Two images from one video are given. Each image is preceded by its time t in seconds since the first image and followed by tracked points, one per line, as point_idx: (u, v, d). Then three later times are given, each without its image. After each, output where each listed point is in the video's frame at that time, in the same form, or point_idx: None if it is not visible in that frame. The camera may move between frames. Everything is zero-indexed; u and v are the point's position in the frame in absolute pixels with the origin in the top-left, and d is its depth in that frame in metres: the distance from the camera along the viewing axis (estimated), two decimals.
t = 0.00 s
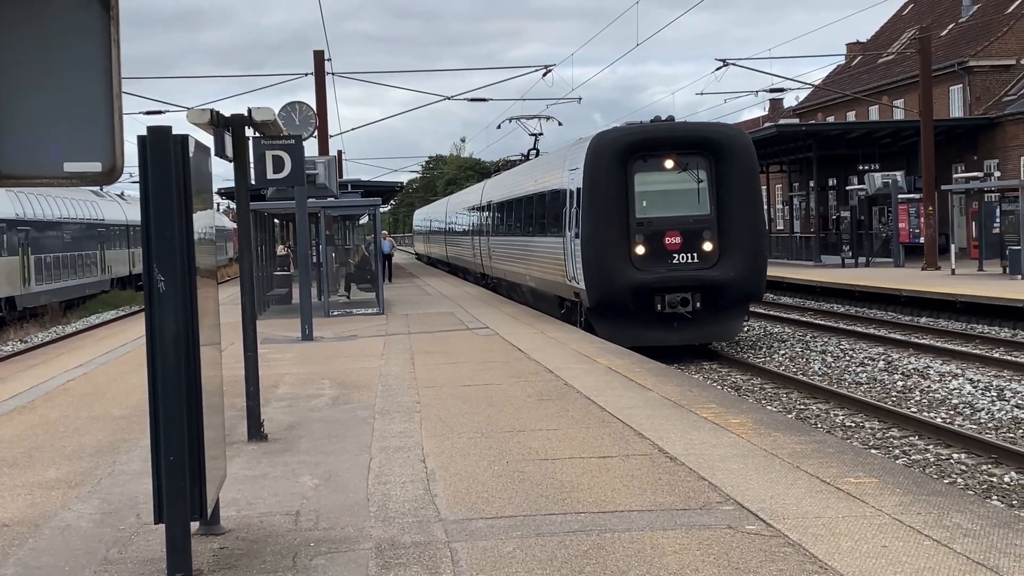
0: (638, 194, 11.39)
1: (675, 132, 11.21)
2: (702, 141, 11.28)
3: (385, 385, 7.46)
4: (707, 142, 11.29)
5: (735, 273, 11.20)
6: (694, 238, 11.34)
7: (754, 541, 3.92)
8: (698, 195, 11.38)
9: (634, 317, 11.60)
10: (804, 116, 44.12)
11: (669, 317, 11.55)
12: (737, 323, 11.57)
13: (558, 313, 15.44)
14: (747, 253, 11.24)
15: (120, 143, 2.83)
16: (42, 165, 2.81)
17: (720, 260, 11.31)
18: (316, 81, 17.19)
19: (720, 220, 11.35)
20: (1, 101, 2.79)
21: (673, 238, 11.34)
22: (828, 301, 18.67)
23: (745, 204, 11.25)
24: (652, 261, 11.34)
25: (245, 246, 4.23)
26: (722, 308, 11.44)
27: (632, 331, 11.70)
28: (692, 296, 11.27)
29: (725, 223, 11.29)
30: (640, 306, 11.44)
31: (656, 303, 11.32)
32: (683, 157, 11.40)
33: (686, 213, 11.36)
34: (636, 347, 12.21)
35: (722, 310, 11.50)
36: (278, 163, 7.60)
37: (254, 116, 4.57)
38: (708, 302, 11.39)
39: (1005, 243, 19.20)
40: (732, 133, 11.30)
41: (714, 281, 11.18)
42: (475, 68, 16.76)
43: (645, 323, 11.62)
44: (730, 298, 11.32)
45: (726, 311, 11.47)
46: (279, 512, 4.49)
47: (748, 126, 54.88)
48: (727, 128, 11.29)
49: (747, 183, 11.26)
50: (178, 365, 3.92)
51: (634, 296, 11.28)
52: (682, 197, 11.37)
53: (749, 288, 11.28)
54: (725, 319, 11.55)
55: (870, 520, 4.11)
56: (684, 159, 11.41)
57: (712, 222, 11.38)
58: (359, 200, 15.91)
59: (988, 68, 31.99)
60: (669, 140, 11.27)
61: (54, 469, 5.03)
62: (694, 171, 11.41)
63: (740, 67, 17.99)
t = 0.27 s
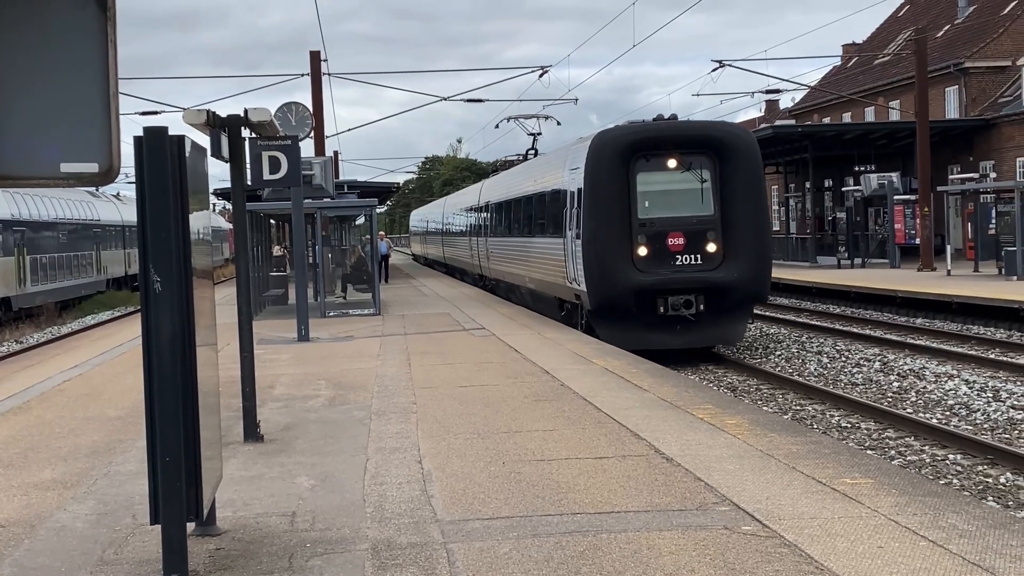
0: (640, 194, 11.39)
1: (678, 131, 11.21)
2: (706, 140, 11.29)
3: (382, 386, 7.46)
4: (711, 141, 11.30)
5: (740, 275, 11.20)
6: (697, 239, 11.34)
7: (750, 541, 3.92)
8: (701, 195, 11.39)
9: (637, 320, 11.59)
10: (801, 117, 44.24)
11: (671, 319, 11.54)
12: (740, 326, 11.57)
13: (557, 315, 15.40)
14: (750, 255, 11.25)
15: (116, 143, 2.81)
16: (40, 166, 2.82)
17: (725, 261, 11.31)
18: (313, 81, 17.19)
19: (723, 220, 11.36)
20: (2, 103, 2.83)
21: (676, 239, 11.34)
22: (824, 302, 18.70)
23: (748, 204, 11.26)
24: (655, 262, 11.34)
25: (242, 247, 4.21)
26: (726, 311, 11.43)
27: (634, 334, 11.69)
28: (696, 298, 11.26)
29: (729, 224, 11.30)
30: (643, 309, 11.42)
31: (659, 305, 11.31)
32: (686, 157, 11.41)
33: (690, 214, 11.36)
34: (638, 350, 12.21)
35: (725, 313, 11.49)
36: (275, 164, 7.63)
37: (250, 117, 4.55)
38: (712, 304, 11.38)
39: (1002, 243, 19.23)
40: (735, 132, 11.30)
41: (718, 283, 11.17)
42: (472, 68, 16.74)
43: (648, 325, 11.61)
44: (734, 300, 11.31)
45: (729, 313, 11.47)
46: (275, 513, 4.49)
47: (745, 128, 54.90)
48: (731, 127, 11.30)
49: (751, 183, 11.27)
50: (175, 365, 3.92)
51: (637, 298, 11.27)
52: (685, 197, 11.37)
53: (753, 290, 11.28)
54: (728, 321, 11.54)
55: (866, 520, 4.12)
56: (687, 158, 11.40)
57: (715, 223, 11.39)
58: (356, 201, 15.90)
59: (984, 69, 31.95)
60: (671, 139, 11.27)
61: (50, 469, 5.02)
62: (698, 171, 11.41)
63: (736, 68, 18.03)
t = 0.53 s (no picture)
0: (643, 194, 11.38)
1: (682, 129, 11.20)
2: (712, 138, 11.27)
3: (379, 387, 7.45)
4: (717, 139, 11.28)
5: (746, 276, 11.21)
6: (701, 240, 11.34)
7: (747, 541, 3.93)
8: (705, 195, 11.40)
9: (640, 322, 11.59)
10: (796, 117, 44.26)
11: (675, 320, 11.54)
12: (744, 328, 11.56)
13: (557, 316, 15.38)
14: (755, 255, 11.25)
15: (112, 144, 2.93)
16: (38, 167, 2.91)
17: (730, 261, 11.32)
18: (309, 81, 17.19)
19: (728, 220, 11.35)
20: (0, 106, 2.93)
21: (679, 239, 11.34)
22: (821, 302, 18.73)
23: (753, 204, 11.26)
24: (658, 263, 11.34)
25: (238, 247, 4.21)
26: (730, 312, 11.43)
27: (637, 335, 11.69)
28: (700, 299, 11.25)
29: (734, 224, 11.30)
30: (646, 311, 11.41)
31: (662, 306, 11.30)
32: (689, 155, 11.41)
33: (693, 214, 11.37)
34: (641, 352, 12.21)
35: (729, 314, 11.49)
36: (270, 163, 7.69)
37: (246, 117, 4.55)
38: (716, 305, 11.38)
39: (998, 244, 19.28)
40: (740, 130, 11.26)
41: (724, 284, 11.17)
42: (470, 69, 16.75)
43: (651, 327, 11.61)
44: (740, 302, 11.31)
45: (733, 315, 11.46)
46: (272, 513, 4.49)
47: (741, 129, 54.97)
48: (736, 125, 11.28)
49: (755, 182, 11.27)
50: (172, 367, 3.93)
51: (641, 299, 11.26)
52: (689, 197, 11.37)
53: (758, 291, 11.27)
54: (732, 323, 11.53)
55: (862, 520, 4.13)
56: (692, 156, 11.41)
57: (719, 223, 11.39)
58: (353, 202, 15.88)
59: (980, 70, 32.05)
60: (675, 138, 11.27)
61: (46, 470, 5.02)
62: (702, 170, 11.42)
63: (732, 68, 18.07)
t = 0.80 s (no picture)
0: (642, 196, 11.55)
1: (680, 133, 11.36)
2: (710, 141, 11.43)
3: (381, 382, 7.61)
4: (714, 143, 11.44)
5: (742, 277, 11.32)
6: (699, 241, 11.51)
7: (734, 531, 4.09)
8: (702, 197, 11.55)
9: (638, 322, 11.76)
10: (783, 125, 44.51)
11: (673, 321, 11.71)
12: (741, 328, 11.72)
13: (556, 316, 15.51)
14: (752, 257, 11.39)
15: (126, 147, 3.00)
16: (44, 167, 2.94)
17: (727, 263, 11.48)
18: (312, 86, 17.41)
19: (725, 222, 11.51)
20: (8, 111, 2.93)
21: (677, 241, 11.50)
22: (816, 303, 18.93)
23: (750, 206, 11.40)
24: (657, 264, 11.49)
25: (246, 248, 4.37)
26: (727, 313, 11.58)
27: (636, 336, 11.86)
28: (697, 300, 11.41)
29: (731, 226, 11.45)
30: (644, 312, 11.58)
31: (661, 307, 11.46)
32: (687, 158, 11.57)
33: (691, 215, 11.52)
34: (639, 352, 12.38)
35: (727, 315, 11.64)
36: (276, 168, 7.71)
37: (253, 123, 4.70)
38: (713, 306, 11.53)
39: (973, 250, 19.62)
40: (738, 133, 11.42)
41: (721, 284, 11.33)
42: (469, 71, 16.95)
43: (650, 327, 11.78)
44: (737, 304, 11.47)
45: (730, 316, 11.62)
46: (278, 503, 4.66)
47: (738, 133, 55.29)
48: (733, 128, 11.42)
49: (752, 185, 11.42)
50: (179, 363, 4.09)
51: (639, 300, 11.42)
52: (687, 199, 11.53)
53: (754, 292, 11.42)
54: (729, 324, 11.70)
55: (844, 510, 4.30)
56: (689, 159, 11.56)
57: (717, 225, 11.54)
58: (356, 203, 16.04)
59: (959, 78, 32.23)
60: (673, 141, 11.43)
61: (61, 461, 5.19)
62: (699, 173, 11.57)
63: (719, 75, 18.79)
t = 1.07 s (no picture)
0: (630, 205, 12.14)
1: (665, 146, 11.94)
2: (691, 155, 12.03)
3: (394, 370, 8.19)
4: (695, 155, 12.03)
5: (720, 278, 11.91)
6: (682, 246, 12.10)
7: (704, 500, 4.67)
8: (686, 206, 12.13)
9: (627, 319, 12.38)
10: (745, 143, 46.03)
11: (659, 319, 12.32)
12: (720, 325, 12.33)
13: (552, 313, 16.10)
14: (732, 260, 11.97)
15: (171, 159, 2.88)
16: (100, 184, 2.82)
17: (707, 266, 12.06)
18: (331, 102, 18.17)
19: (706, 229, 12.12)
20: (54, 124, 2.81)
21: (662, 245, 12.08)
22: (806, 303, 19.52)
23: (730, 214, 11.97)
24: (644, 267, 12.06)
25: (275, 250, 4.96)
26: (708, 311, 12.19)
27: (624, 332, 12.47)
28: (681, 299, 12.03)
29: (712, 232, 12.04)
30: (632, 310, 12.17)
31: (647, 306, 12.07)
32: (671, 171, 12.14)
33: (676, 222, 12.10)
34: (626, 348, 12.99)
35: (708, 313, 12.26)
36: (302, 180, 8.36)
37: (283, 141, 5.28)
38: (696, 305, 12.13)
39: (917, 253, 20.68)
40: (718, 149, 12.03)
41: (702, 285, 11.89)
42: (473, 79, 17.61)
43: (638, 324, 12.38)
44: (715, 302, 12.05)
45: (711, 313, 12.23)
46: (303, 476, 5.25)
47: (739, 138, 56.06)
48: (713, 143, 12.02)
49: (732, 195, 12.00)
50: (217, 353, 4.64)
51: (628, 300, 12.02)
52: (672, 207, 12.09)
53: (734, 293, 12.00)
54: (710, 321, 12.31)
55: (802, 482, 4.88)
56: (673, 172, 12.14)
57: (698, 231, 12.14)
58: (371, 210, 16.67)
59: (904, 104, 34.89)
60: (659, 154, 12.01)
61: (112, 439, 5.80)
62: (682, 184, 12.15)
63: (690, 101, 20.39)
